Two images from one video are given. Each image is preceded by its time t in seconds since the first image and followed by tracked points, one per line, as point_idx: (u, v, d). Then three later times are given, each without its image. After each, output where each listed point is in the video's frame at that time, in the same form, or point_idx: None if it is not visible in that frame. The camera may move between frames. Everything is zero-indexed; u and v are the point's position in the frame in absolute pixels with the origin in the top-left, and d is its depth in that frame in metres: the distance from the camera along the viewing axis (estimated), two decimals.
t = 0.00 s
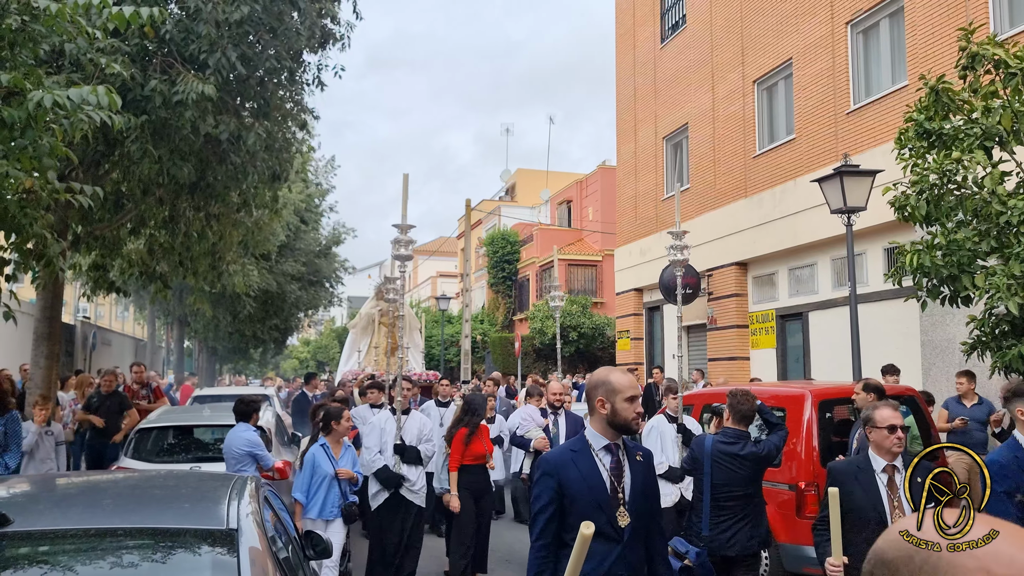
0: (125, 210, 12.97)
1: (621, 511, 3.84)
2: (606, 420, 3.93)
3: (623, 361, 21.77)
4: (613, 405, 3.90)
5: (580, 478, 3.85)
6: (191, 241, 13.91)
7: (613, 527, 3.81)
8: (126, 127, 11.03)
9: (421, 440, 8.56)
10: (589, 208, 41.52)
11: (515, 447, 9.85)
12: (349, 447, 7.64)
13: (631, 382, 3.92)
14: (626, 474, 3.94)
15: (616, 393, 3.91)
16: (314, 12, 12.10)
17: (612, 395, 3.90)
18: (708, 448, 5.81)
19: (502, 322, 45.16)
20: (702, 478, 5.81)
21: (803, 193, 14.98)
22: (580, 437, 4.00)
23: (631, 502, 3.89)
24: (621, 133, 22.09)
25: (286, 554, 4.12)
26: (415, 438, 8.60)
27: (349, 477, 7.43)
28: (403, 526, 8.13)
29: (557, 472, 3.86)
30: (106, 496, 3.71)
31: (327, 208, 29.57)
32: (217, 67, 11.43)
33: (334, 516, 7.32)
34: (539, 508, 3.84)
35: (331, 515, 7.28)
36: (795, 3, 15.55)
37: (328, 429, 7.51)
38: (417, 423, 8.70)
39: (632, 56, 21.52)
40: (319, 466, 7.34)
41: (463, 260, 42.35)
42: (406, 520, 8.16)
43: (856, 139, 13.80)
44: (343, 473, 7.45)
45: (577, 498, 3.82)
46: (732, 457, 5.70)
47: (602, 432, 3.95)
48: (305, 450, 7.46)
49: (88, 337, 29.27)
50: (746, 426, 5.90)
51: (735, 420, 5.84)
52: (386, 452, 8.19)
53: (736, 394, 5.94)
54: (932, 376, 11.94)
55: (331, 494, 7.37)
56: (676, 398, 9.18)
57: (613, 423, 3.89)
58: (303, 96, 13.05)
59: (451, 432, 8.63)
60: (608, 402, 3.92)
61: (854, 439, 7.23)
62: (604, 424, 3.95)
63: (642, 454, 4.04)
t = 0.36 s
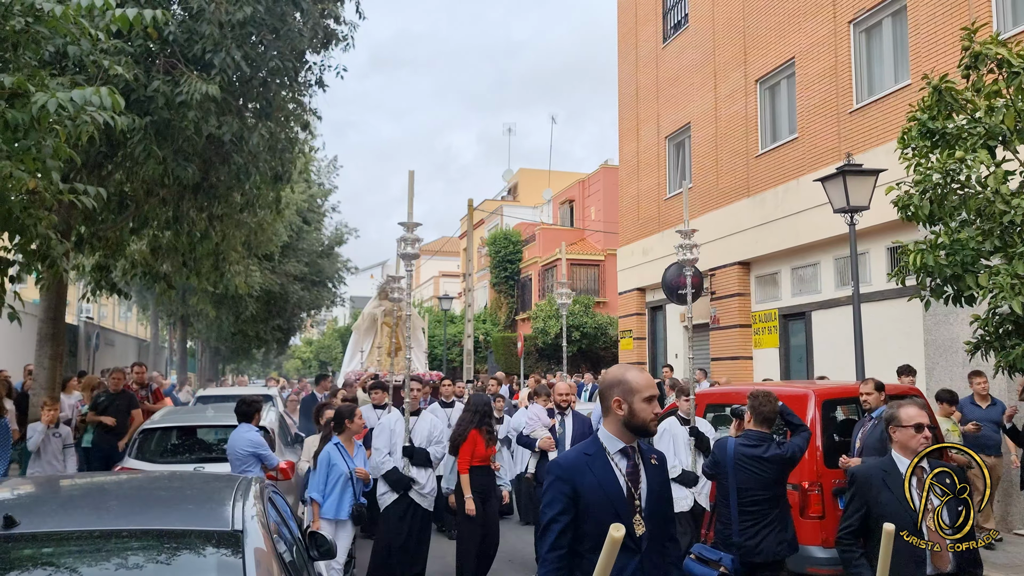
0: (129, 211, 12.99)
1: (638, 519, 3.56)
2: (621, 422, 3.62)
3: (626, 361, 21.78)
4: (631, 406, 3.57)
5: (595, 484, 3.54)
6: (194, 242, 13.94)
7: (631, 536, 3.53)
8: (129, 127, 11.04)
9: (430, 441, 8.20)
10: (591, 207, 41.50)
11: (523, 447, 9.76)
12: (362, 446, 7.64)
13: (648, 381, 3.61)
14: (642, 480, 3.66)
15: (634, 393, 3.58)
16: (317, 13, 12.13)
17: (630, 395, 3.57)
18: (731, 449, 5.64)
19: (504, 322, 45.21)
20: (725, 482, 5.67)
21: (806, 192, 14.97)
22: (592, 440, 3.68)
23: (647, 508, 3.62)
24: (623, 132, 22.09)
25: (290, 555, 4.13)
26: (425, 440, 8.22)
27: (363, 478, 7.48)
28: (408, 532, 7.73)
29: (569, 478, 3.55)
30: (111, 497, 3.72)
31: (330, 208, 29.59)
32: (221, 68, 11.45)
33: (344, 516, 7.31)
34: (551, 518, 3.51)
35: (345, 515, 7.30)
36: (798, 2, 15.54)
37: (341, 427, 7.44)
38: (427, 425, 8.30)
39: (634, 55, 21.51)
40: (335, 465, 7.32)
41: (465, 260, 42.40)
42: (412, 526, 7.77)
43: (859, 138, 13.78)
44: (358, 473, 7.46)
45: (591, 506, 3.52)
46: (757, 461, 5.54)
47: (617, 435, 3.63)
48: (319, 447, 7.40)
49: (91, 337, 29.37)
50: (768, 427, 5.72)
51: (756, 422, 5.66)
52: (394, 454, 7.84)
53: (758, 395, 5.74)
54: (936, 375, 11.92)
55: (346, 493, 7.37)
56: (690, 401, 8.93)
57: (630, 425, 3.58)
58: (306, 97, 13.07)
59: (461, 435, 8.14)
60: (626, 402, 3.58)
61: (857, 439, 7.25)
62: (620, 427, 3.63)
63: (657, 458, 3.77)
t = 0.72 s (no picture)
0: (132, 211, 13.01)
1: (678, 537, 3.38)
2: (666, 431, 3.46)
3: (628, 360, 21.80)
4: (677, 414, 3.42)
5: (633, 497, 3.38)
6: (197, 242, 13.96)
7: (670, 555, 3.35)
8: (132, 128, 11.06)
9: (435, 443, 7.96)
10: (592, 207, 41.46)
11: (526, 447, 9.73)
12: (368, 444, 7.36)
13: (696, 388, 3.45)
14: (683, 494, 3.48)
15: (681, 400, 3.43)
16: (319, 13, 12.14)
17: (676, 402, 3.41)
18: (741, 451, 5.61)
19: (506, 321, 45.27)
20: (738, 486, 5.64)
21: (808, 191, 14.97)
22: (632, 449, 3.53)
23: (688, 526, 3.44)
24: (625, 132, 22.09)
25: (293, 555, 4.14)
26: (428, 442, 7.97)
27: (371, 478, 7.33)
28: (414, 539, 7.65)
29: (607, 489, 3.40)
30: (115, 497, 3.73)
31: (331, 208, 29.60)
32: (224, 68, 11.47)
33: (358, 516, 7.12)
34: (584, 532, 3.39)
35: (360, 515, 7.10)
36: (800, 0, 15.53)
37: (350, 427, 7.16)
38: (430, 427, 8.05)
39: (636, 54, 21.51)
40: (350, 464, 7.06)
41: (467, 259, 42.42)
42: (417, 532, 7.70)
43: (862, 137, 13.77)
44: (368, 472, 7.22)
45: (629, 521, 3.37)
46: (769, 465, 5.51)
47: (660, 445, 3.47)
48: (331, 446, 7.11)
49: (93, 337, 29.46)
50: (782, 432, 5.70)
51: (769, 426, 5.65)
52: (397, 458, 7.70)
53: (770, 397, 5.73)
54: (938, 374, 11.91)
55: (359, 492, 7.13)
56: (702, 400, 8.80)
57: (674, 435, 3.43)
58: (308, 96, 13.06)
59: (470, 437, 7.97)
60: (671, 409, 3.43)
61: (858, 437, 7.27)
62: (663, 436, 3.47)
63: (700, 472, 3.59)
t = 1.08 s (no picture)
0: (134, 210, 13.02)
1: (731, 542, 3.21)
2: (719, 429, 3.28)
3: (630, 359, 21.79)
4: (733, 409, 3.24)
5: (684, 500, 3.19)
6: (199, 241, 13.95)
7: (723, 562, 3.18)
8: (134, 128, 11.06)
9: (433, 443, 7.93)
10: (594, 205, 41.40)
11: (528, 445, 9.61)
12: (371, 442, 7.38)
13: (753, 383, 3.27)
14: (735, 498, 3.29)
15: (736, 396, 3.25)
16: (321, 13, 12.13)
17: (732, 398, 3.24)
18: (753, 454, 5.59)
19: (508, 320, 45.31)
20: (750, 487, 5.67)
21: (811, 189, 14.94)
22: (682, 447, 3.34)
23: (741, 529, 3.26)
24: (626, 130, 22.07)
25: (297, 555, 4.13)
26: (427, 441, 7.96)
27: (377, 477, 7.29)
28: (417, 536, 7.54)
29: (656, 490, 3.20)
30: (119, 496, 3.73)
31: (332, 207, 29.58)
32: (225, 68, 11.47)
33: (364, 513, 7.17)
34: (629, 534, 3.19)
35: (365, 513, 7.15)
36: None
37: (355, 427, 7.18)
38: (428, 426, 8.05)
39: (638, 52, 21.49)
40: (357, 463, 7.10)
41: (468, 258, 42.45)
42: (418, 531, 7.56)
43: (864, 135, 13.74)
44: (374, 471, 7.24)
45: (677, 525, 3.18)
46: (780, 466, 5.54)
47: (714, 442, 3.29)
48: (338, 445, 7.08)
49: (95, 337, 29.52)
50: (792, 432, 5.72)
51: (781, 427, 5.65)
52: (396, 457, 7.57)
53: (780, 397, 5.70)
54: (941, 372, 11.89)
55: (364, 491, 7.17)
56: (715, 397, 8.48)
57: (728, 432, 3.25)
58: (310, 95, 13.04)
59: (480, 437, 7.88)
60: (727, 404, 3.25)
61: (860, 436, 7.22)
62: (715, 432, 3.29)
63: (752, 472, 3.40)
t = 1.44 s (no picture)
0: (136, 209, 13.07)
1: (766, 563, 2.93)
2: (749, 440, 3.00)
3: (631, 357, 21.78)
4: (763, 419, 2.96)
5: (713, 516, 2.94)
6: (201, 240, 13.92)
7: None
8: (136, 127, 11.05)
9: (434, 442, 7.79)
10: (595, 204, 41.35)
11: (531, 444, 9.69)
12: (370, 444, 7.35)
13: (784, 389, 2.97)
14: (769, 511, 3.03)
15: (767, 404, 2.96)
16: (322, 11, 12.14)
17: (761, 405, 2.95)
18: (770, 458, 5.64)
19: (509, 319, 45.38)
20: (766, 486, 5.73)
21: (813, 187, 14.91)
22: (709, 460, 3.07)
23: (777, 551, 2.99)
24: (627, 129, 22.07)
25: (298, 554, 4.12)
26: (427, 441, 7.80)
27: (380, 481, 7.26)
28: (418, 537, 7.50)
29: (682, 508, 2.95)
30: (121, 495, 3.73)
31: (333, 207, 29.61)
32: (226, 67, 11.46)
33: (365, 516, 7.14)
34: (655, 558, 2.94)
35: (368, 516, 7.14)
36: None
37: (355, 428, 7.13)
38: (428, 425, 7.88)
39: (639, 50, 21.47)
40: (358, 467, 7.07)
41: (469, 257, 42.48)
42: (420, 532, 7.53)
43: (866, 133, 13.72)
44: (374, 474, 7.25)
45: (708, 546, 2.92)
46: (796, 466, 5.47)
47: (744, 456, 3.01)
48: (337, 448, 7.06)
49: (97, 336, 29.58)
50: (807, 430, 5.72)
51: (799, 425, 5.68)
52: (395, 458, 7.59)
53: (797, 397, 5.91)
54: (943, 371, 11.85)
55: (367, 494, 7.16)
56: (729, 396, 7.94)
57: (758, 443, 2.97)
58: (311, 94, 13.06)
59: (485, 436, 7.84)
60: (756, 411, 2.97)
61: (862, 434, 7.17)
62: (745, 445, 3.01)
63: (788, 486, 3.12)
